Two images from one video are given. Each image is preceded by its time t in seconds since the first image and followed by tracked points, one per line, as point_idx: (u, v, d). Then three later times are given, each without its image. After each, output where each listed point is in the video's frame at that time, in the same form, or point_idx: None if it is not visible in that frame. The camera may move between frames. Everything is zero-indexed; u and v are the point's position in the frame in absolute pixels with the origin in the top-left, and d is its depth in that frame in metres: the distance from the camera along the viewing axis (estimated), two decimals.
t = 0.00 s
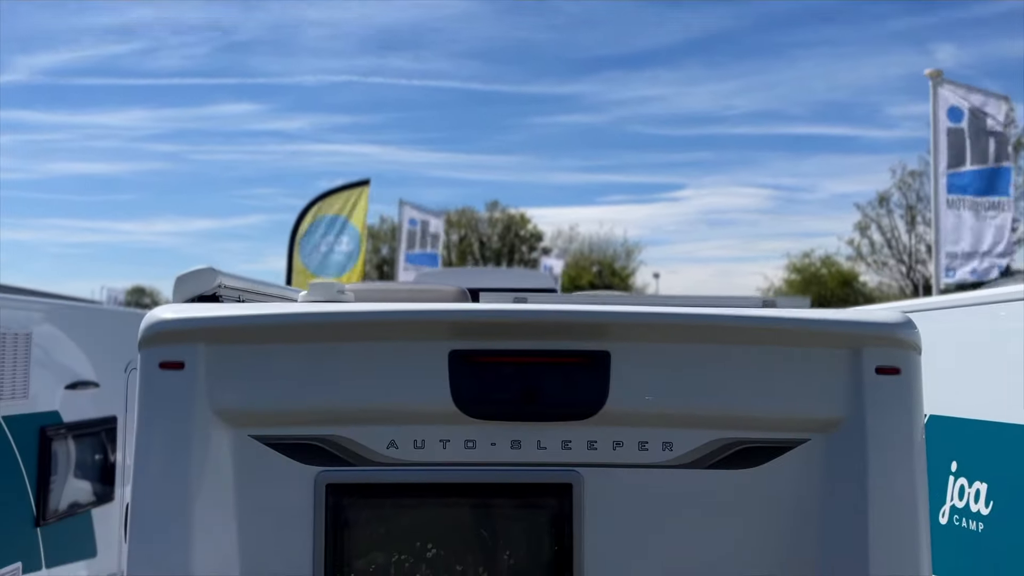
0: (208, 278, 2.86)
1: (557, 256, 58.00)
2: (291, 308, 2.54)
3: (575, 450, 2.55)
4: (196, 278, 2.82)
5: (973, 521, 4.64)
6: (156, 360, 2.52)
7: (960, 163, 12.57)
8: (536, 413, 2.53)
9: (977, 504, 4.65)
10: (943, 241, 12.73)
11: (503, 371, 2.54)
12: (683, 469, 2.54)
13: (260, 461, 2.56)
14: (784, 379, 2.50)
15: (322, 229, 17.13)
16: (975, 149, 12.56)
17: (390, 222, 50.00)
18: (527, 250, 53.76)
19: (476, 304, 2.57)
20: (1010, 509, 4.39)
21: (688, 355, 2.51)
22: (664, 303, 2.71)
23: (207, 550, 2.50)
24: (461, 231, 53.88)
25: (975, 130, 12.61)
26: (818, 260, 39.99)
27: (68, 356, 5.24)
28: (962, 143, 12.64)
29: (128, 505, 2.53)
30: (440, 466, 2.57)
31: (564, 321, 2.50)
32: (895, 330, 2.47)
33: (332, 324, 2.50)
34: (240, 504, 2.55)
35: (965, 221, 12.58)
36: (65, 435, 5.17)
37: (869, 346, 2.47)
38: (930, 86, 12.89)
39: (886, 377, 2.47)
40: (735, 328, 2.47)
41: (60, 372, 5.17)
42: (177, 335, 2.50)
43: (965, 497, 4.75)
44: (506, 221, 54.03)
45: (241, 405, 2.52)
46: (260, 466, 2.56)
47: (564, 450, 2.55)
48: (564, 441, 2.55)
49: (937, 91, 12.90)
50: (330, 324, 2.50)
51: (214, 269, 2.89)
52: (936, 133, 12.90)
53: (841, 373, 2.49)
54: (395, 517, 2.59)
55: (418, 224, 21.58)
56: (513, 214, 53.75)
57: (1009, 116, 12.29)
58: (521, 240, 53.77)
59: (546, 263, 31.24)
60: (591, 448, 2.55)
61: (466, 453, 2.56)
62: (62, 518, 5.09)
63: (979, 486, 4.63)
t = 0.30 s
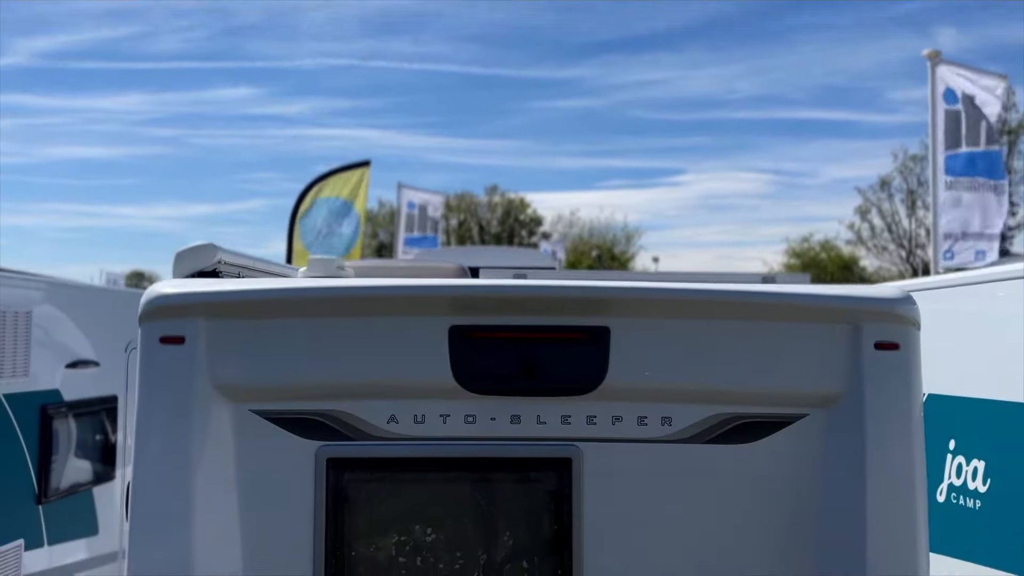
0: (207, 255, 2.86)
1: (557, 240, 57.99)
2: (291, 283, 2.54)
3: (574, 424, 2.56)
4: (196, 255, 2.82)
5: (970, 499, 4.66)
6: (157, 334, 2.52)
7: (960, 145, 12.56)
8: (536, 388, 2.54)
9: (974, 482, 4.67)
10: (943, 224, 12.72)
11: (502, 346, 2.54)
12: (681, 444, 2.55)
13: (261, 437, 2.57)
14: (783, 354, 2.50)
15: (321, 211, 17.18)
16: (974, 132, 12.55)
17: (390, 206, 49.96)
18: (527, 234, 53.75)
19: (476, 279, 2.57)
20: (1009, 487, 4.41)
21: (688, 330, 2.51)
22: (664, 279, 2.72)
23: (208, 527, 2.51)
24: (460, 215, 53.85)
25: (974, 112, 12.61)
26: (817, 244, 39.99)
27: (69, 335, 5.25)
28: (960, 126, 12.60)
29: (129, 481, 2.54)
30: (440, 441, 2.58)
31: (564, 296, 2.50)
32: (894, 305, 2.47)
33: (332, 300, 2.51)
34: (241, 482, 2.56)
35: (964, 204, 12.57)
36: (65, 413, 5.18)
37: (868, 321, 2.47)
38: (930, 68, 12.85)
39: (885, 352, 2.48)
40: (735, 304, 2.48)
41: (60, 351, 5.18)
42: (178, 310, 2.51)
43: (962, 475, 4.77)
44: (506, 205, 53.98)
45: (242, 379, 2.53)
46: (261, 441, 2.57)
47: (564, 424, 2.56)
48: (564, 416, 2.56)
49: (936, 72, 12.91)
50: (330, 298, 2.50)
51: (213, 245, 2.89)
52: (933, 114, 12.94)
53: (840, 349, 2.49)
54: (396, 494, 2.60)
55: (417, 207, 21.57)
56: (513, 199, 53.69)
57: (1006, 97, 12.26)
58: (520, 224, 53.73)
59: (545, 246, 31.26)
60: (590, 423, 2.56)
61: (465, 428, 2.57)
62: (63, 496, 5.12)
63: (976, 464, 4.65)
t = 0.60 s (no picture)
0: (207, 229, 2.85)
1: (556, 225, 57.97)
2: (293, 257, 2.54)
3: (576, 398, 2.57)
4: (196, 229, 2.82)
5: (970, 477, 4.68)
6: (159, 308, 2.52)
7: (960, 128, 12.55)
8: (538, 362, 2.54)
9: (974, 460, 4.68)
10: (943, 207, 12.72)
11: (504, 321, 2.54)
12: (682, 418, 2.56)
13: (262, 410, 2.57)
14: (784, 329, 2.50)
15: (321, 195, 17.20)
16: (975, 114, 12.53)
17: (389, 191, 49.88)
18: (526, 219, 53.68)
19: (478, 253, 2.57)
20: (1009, 465, 4.42)
21: (690, 305, 2.51)
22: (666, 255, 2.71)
23: (211, 505, 2.52)
24: (459, 200, 53.77)
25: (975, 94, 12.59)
26: (817, 229, 39.99)
27: (69, 315, 5.25)
28: (961, 108, 12.61)
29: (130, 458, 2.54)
30: (441, 415, 2.58)
31: (566, 271, 2.50)
32: (896, 279, 2.47)
33: (334, 273, 2.50)
34: (242, 460, 2.56)
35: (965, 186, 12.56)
36: (66, 392, 5.19)
37: (870, 295, 2.47)
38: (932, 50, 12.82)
39: (887, 326, 2.48)
40: (737, 278, 2.47)
41: (60, 330, 5.17)
42: (179, 283, 2.50)
43: (962, 453, 4.78)
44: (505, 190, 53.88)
45: (243, 354, 2.53)
46: (262, 416, 2.57)
47: (565, 398, 2.57)
48: (566, 390, 2.57)
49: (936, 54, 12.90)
50: (331, 273, 2.50)
51: (214, 219, 2.88)
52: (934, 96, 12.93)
53: (841, 323, 2.49)
54: (397, 469, 2.61)
55: (416, 191, 21.54)
56: (513, 183, 53.55)
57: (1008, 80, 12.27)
58: (519, 209, 53.65)
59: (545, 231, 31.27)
60: (591, 397, 2.56)
61: (467, 401, 2.57)
62: (65, 475, 5.13)
63: (976, 441, 4.65)
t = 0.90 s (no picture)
0: (208, 203, 2.84)
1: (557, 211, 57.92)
2: (294, 229, 2.53)
3: (577, 371, 2.56)
4: (196, 202, 2.81)
5: (969, 455, 4.66)
6: (161, 280, 2.51)
7: (963, 110, 12.53)
8: (539, 333, 2.54)
9: (973, 438, 4.67)
10: (944, 191, 12.70)
11: (505, 294, 2.53)
12: (683, 391, 2.55)
13: (263, 384, 2.56)
14: (786, 302, 2.50)
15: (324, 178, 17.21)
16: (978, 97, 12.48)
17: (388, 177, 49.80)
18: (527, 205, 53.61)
19: (480, 226, 2.56)
20: (1007, 442, 4.40)
21: (692, 278, 2.51)
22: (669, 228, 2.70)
23: (212, 479, 2.52)
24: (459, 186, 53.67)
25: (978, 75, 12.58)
26: (817, 215, 39.97)
27: (68, 294, 5.24)
28: (966, 90, 12.61)
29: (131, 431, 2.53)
30: (442, 388, 2.58)
31: (568, 243, 2.49)
32: (900, 253, 2.46)
33: (336, 246, 2.49)
34: (246, 438, 2.56)
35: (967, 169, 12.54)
36: (66, 370, 5.18)
37: (874, 268, 2.47)
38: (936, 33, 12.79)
39: (889, 300, 2.47)
40: (740, 251, 2.46)
41: (59, 308, 5.16)
42: (180, 255, 2.49)
43: (962, 431, 4.73)
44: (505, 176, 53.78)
45: (244, 326, 2.52)
46: (263, 391, 2.56)
47: (567, 371, 2.56)
48: (567, 362, 2.56)
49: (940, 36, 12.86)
50: (333, 244, 2.49)
51: (216, 193, 2.88)
52: (937, 78, 12.91)
53: (844, 296, 2.49)
54: (398, 443, 2.61)
55: (416, 176, 21.49)
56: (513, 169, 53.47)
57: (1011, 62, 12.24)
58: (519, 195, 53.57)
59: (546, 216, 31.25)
60: (593, 370, 2.56)
61: (468, 374, 2.57)
62: (65, 453, 5.13)
63: (976, 419, 4.63)
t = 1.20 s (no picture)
0: (207, 176, 2.84)
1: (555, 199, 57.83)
2: (294, 202, 2.52)
3: (577, 346, 2.56)
4: (195, 175, 2.80)
5: (966, 433, 4.53)
6: (160, 253, 2.51)
7: (964, 94, 12.48)
8: (539, 307, 2.54)
9: (971, 416, 4.53)
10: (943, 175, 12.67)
11: (505, 267, 2.53)
12: (683, 366, 2.56)
13: (264, 357, 2.56)
14: (786, 277, 2.50)
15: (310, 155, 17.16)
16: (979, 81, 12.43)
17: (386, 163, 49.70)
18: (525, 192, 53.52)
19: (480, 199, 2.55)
20: (1003, 418, 4.28)
21: (693, 251, 2.51)
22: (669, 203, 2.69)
23: (213, 451, 2.52)
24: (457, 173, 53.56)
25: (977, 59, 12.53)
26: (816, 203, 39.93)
27: (67, 273, 5.23)
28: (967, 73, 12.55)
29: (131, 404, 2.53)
30: (442, 362, 2.58)
31: (569, 217, 2.48)
32: (901, 227, 2.46)
33: (336, 218, 2.49)
34: (246, 413, 2.57)
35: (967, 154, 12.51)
36: (64, 349, 5.18)
37: (874, 243, 2.47)
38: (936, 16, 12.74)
39: (889, 274, 2.48)
40: (741, 225, 2.46)
41: (58, 287, 5.16)
42: (180, 227, 2.49)
43: (959, 411, 4.62)
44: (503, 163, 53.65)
45: (244, 299, 2.52)
46: (263, 364, 2.57)
47: (566, 345, 2.56)
48: (566, 336, 2.56)
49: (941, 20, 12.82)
50: (333, 217, 2.48)
51: (215, 166, 2.88)
52: (937, 63, 12.88)
53: (844, 271, 2.49)
54: (398, 416, 2.62)
55: (413, 161, 21.41)
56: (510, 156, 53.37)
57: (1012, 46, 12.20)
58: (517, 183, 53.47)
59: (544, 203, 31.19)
60: (593, 344, 2.56)
61: (468, 348, 2.57)
62: (64, 431, 5.14)
63: (973, 398, 4.50)
